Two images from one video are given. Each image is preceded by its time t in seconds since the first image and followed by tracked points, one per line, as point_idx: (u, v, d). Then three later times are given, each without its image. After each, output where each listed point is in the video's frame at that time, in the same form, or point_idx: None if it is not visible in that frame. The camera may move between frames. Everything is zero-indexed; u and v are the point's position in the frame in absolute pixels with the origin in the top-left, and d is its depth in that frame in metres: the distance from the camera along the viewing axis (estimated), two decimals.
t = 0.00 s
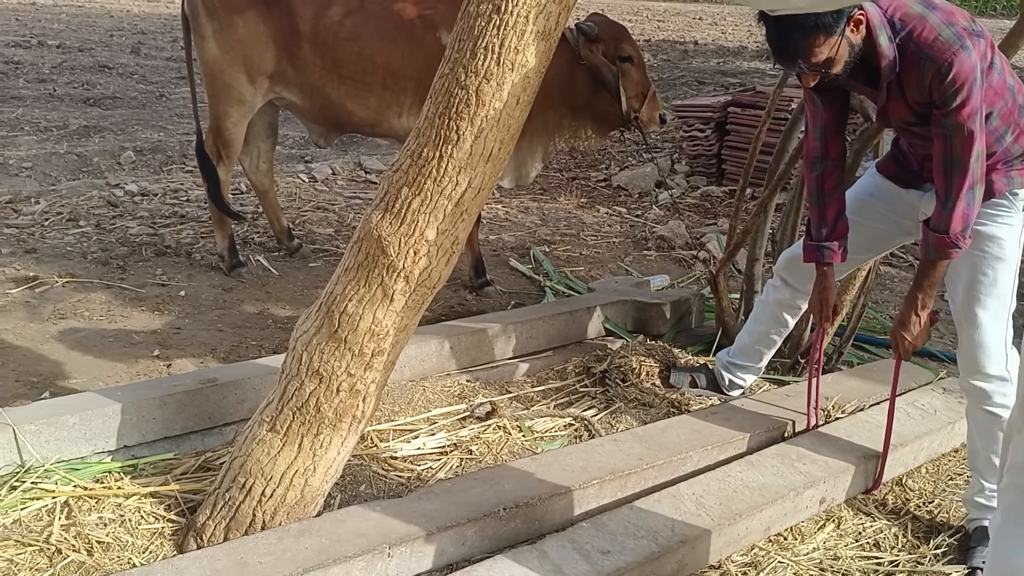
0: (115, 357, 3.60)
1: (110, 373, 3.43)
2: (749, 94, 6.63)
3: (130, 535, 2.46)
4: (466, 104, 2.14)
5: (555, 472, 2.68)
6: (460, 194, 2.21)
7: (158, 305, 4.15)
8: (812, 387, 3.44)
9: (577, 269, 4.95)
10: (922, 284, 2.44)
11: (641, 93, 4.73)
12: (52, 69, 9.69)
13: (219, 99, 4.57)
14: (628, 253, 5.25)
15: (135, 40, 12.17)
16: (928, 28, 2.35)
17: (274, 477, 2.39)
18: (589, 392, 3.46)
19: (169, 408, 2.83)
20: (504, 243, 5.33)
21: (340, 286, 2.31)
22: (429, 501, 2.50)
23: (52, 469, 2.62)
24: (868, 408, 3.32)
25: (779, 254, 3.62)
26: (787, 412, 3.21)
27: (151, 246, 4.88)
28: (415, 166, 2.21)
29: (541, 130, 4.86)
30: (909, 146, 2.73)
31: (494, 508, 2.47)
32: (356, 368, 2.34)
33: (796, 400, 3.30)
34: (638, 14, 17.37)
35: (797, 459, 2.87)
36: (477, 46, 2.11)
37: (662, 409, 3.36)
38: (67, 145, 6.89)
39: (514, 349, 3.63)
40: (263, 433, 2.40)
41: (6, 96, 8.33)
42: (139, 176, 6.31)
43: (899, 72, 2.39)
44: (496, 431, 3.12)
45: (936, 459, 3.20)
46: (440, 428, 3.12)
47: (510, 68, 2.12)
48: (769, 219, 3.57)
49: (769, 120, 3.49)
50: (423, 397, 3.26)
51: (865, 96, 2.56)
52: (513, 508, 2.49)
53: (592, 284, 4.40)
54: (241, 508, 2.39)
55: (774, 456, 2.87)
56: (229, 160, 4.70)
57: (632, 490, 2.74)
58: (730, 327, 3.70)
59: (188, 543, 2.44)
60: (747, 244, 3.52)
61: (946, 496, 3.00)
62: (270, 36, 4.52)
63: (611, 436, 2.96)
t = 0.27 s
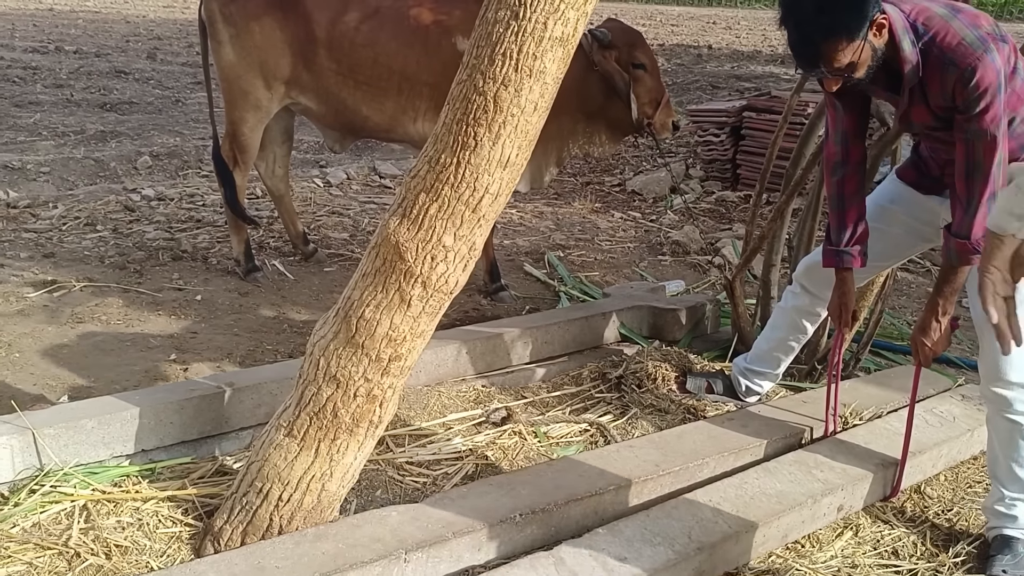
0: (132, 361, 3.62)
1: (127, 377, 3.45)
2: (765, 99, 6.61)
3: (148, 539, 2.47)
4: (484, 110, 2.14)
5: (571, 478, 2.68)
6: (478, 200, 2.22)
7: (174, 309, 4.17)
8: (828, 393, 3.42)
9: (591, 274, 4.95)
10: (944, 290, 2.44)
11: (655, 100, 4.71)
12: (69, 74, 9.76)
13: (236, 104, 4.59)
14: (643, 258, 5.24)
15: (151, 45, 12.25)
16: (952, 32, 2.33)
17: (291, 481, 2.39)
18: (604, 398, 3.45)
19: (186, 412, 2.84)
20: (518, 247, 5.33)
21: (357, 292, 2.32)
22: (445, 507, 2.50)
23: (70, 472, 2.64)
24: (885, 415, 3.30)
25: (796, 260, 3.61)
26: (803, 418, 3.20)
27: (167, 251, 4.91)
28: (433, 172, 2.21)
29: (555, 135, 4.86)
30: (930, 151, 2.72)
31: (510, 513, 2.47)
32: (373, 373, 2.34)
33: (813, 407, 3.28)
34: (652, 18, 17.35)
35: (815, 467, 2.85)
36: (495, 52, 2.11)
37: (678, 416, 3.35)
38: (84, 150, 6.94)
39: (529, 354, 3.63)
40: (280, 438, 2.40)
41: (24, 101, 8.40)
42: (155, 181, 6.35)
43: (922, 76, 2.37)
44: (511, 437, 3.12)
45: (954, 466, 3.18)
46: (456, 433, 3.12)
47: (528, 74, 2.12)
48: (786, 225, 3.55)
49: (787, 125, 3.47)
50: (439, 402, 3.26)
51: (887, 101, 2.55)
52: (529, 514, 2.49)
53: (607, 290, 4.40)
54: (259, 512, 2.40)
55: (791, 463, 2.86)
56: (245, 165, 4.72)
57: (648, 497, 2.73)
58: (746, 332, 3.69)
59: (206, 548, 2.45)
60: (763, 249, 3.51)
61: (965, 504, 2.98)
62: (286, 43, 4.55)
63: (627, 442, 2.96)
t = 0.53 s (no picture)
0: (148, 363, 3.63)
1: (143, 379, 3.46)
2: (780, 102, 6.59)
3: (164, 540, 2.48)
4: (501, 113, 2.14)
5: (586, 482, 2.67)
6: (494, 203, 2.22)
7: (190, 311, 4.19)
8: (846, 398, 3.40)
9: (605, 277, 4.94)
10: (964, 293, 2.42)
11: (665, 104, 4.68)
12: (86, 78, 9.82)
13: (251, 108, 4.61)
14: (658, 262, 5.22)
15: (167, 49, 12.32)
16: (973, 34, 2.32)
17: (306, 484, 2.39)
18: (619, 402, 3.44)
19: (202, 414, 2.84)
20: (532, 251, 5.33)
21: (373, 294, 2.32)
22: (460, 510, 2.50)
23: (87, 473, 2.65)
24: (902, 420, 3.28)
25: (813, 264, 3.59)
26: (820, 423, 3.18)
27: (183, 254, 4.93)
28: (449, 175, 2.21)
29: (569, 139, 4.87)
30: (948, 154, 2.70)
31: (525, 517, 2.46)
32: (389, 376, 2.34)
33: (829, 412, 3.26)
34: (665, 22, 17.32)
35: (832, 472, 2.83)
36: (511, 55, 2.11)
37: (694, 420, 3.33)
38: (101, 153, 6.99)
39: (543, 357, 3.62)
40: (295, 440, 2.40)
41: (42, 105, 8.46)
42: (171, 184, 6.38)
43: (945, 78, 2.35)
44: (526, 440, 3.11)
45: (972, 472, 3.16)
46: (470, 436, 3.12)
47: (544, 77, 2.11)
48: (802, 228, 3.54)
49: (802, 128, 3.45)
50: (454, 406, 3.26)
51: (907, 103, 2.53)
52: (544, 517, 2.48)
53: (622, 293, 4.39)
54: (274, 514, 2.40)
55: (808, 468, 2.84)
56: (260, 168, 4.73)
57: (663, 501, 2.72)
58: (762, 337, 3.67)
59: (222, 549, 2.45)
60: (779, 253, 3.49)
61: (984, 510, 2.95)
62: (301, 46, 4.57)
63: (642, 446, 2.94)
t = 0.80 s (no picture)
0: (160, 365, 3.64)
1: (155, 382, 3.48)
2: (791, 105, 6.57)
3: (175, 542, 2.48)
4: (512, 117, 2.14)
5: (597, 486, 2.66)
6: (505, 207, 2.22)
7: (202, 314, 4.20)
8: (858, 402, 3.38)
9: (616, 281, 4.93)
10: (979, 298, 2.43)
11: (674, 110, 4.66)
12: (99, 81, 9.87)
13: (263, 111, 4.63)
14: (668, 265, 5.22)
15: (179, 52, 12.38)
16: (990, 38, 2.30)
17: (317, 487, 2.40)
18: (630, 406, 3.44)
19: (213, 417, 2.85)
20: (543, 254, 5.33)
21: (384, 298, 2.32)
22: (470, 514, 2.50)
23: (99, 475, 2.66)
24: (914, 425, 3.26)
25: (824, 267, 3.58)
26: (832, 428, 3.17)
27: (195, 256, 4.95)
28: (460, 178, 2.21)
29: (579, 143, 4.87)
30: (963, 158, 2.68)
31: (536, 521, 2.46)
32: (400, 379, 2.34)
33: (841, 416, 3.25)
34: (676, 25, 17.30)
35: (843, 477, 2.82)
36: (523, 59, 2.11)
37: (704, 424, 3.32)
38: (114, 156, 7.02)
39: (554, 361, 3.62)
40: (306, 443, 2.41)
41: (55, 108, 8.51)
42: (183, 187, 6.41)
43: (962, 82, 2.34)
44: (536, 444, 3.11)
45: (986, 477, 3.14)
46: (481, 440, 3.12)
47: (556, 81, 2.11)
48: (814, 232, 3.52)
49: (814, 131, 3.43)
50: (464, 409, 3.26)
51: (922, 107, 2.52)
52: (554, 521, 2.47)
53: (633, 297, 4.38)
54: (285, 517, 2.41)
55: (820, 473, 2.83)
56: (271, 171, 4.74)
57: (674, 506, 2.72)
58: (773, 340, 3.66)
59: (232, 552, 2.46)
60: (791, 257, 3.48)
61: (997, 516, 2.93)
62: (313, 50, 4.58)
63: (653, 450, 2.94)
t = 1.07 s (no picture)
0: (165, 366, 3.65)
1: (160, 383, 3.48)
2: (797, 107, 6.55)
3: (180, 544, 2.48)
4: (516, 118, 2.14)
5: (602, 488, 2.65)
6: (509, 208, 2.21)
7: (207, 315, 4.21)
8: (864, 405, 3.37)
9: (621, 282, 4.93)
10: (987, 299, 2.43)
11: (675, 112, 4.64)
12: (105, 83, 9.90)
13: (269, 112, 4.63)
14: (674, 267, 5.20)
15: (186, 54, 12.41)
16: (1000, 41, 2.30)
17: (321, 488, 2.40)
18: (635, 407, 3.43)
19: (218, 418, 2.85)
20: (548, 256, 5.32)
21: (388, 299, 2.32)
22: (475, 515, 2.49)
23: (104, 476, 2.66)
24: (921, 428, 3.25)
25: (831, 269, 3.57)
26: (837, 430, 3.16)
27: (200, 257, 4.96)
28: (464, 179, 2.21)
29: (584, 144, 4.87)
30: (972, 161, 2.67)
31: (540, 523, 2.46)
32: (404, 380, 2.34)
33: (847, 419, 3.24)
34: (683, 26, 17.28)
35: (849, 479, 2.81)
36: (527, 60, 2.10)
37: (709, 426, 3.31)
38: (120, 157, 7.04)
39: (558, 362, 3.61)
40: (311, 444, 2.40)
41: (62, 110, 8.53)
42: (188, 188, 6.42)
43: (972, 86, 2.33)
44: (541, 446, 3.10)
45: (993, 481, 3.12)
46: (485, 442, 3.11)
47: (560, 82, 2.11)
48: (820, 234, 3.51)
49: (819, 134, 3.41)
50: (469, 410, 3.26)
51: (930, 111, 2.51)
52: (559, 523, 2.47)
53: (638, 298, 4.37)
54: (289, 518, 2.41)
55: (825, 476, 2.82)
56: (277, 172, 4.75)
57: (679, 508, 2.71)
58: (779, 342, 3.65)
59: (237, 553, 2.45)
60: (796, 258, 3.47)
61: (1004, 519, 2.91)
62: (318, 51, 4.59)
63: (658, 452, 2.93)
